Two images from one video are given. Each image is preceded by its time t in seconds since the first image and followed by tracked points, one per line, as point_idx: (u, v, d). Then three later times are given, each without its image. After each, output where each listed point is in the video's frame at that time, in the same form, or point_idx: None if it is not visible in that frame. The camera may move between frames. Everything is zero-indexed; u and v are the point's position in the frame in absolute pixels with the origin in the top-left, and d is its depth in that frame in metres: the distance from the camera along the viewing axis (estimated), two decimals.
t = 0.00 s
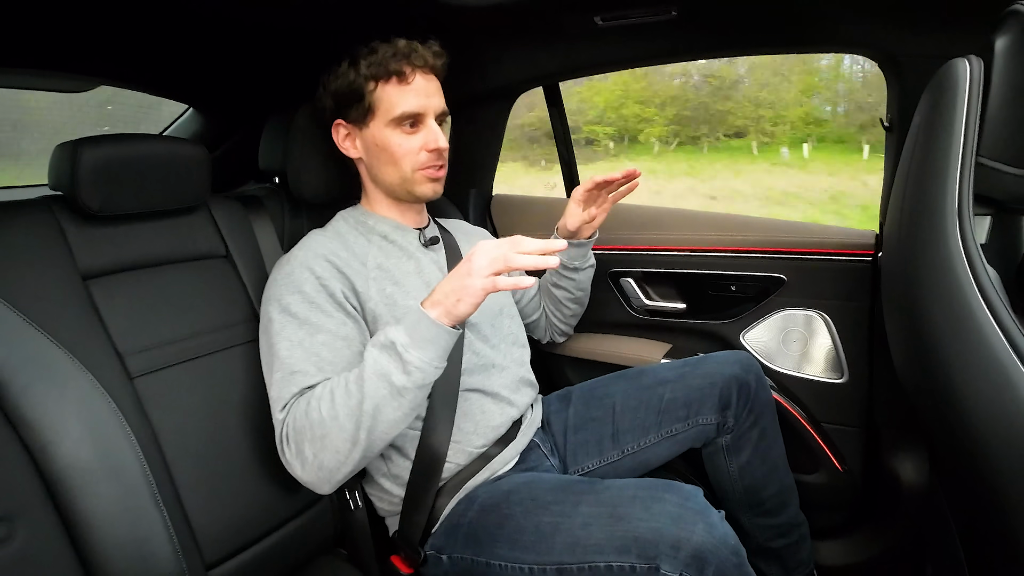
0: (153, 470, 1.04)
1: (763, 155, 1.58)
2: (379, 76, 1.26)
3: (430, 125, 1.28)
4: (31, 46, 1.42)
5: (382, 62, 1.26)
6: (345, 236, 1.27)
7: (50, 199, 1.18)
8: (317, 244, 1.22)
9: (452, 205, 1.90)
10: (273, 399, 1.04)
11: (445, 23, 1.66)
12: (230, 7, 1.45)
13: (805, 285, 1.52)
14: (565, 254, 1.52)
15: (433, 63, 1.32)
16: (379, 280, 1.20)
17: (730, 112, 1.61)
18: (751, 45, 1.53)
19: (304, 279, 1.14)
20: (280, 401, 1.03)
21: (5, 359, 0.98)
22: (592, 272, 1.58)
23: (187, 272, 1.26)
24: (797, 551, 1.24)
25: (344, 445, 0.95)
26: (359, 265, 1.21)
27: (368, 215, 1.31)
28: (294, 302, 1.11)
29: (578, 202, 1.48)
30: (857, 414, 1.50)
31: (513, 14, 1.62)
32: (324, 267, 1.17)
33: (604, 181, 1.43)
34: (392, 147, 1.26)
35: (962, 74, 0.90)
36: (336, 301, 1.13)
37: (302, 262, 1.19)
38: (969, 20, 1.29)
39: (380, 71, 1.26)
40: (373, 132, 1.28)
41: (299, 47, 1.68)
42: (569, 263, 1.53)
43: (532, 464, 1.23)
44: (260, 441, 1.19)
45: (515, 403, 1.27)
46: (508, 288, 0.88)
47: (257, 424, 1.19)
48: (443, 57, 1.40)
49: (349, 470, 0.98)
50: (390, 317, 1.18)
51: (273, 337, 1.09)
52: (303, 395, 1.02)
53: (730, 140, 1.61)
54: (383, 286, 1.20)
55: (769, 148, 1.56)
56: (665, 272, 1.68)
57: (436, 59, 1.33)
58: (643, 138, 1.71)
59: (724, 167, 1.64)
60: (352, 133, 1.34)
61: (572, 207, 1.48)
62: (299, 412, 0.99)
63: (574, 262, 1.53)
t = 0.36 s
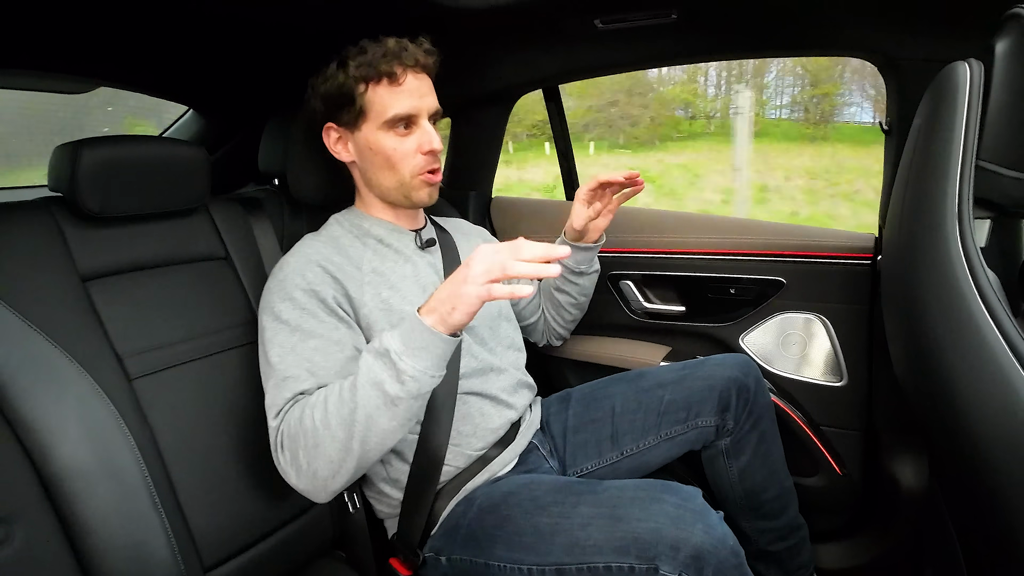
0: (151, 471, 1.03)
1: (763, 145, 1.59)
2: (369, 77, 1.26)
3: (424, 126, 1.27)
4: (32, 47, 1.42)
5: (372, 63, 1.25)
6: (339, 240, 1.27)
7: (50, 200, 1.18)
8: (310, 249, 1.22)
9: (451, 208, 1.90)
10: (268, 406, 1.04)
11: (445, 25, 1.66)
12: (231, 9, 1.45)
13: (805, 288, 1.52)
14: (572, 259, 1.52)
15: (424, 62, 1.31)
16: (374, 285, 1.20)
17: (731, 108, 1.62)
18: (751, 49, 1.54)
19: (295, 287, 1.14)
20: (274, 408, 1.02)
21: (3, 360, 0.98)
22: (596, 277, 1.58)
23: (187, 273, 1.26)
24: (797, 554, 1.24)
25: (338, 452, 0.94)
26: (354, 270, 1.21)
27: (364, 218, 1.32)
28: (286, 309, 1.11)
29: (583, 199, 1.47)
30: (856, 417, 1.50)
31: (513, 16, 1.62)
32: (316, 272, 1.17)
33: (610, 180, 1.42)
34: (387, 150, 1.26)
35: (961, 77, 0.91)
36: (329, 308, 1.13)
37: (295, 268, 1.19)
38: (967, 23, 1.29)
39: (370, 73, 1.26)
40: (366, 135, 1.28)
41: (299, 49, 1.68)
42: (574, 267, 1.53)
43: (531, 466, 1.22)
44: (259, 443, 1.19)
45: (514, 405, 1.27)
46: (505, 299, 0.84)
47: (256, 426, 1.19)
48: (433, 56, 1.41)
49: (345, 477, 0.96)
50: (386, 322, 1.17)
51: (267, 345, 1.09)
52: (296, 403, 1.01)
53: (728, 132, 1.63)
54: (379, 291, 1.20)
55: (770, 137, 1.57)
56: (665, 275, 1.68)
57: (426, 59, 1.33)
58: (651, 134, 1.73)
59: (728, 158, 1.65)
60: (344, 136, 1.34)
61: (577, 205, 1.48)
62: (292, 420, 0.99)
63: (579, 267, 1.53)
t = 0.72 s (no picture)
0: (152, 471, 1.04)
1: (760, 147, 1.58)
2: (373, 80, 1.26)
3: (427, 128, 1.28)
4: (32, 48, 1.42)
5: (376, 66, 1.25)
6: (342, 241, 1.27)
7: (50, 201, 1.18)
8: (314, 251, 1.22)
9: (451, 208, 1.90)
10: (274, 409, 1.03)
11: (445, 25, 1.66)
12: (230, 9, 1.45)
13: (805, 288, 1.52)
14: (573, 261, 1.52)
15: (428, 65, 1.31)
16: (377, 287, 1.20)
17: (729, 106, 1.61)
18: (751, 49, 1.53)
19: (302, 289, 1.14)
20: (281, 412, 1.02)
21: (4, 360, 0.98)
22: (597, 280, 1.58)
23: (187, 274, 1.26)
24: (798, 554, 1.24)
25: (351, 460, 0.95)
26: (357, 272, 1.21)
27: (367, 219, 1.31)
28: (292, 312, 1.11)
29: (588, 213, 1.49)
30: (857, 417, 1.50)
31: (513, 16, 1.62)
32: (322, 274, 1.16)
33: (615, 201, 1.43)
34: (390, 152, 1.26)
35: (961, 77, 0.90)
36: (335, 310, 1.13)
37: (300, 270, 1.18)
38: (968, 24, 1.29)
39: (373, 76, 1.25)
40: (370, 138, 1.28)
41: (298, 49, 1.68)
42: (576, 270, 1.52)
43: (532, 466, 1.22)
44: (260, 443, 1.19)
45: (516, 406, 1.27)
46: (540, 330, 0.85)
47: (256, 427, 1.19)
48: (435, 57, 1.39)
49: (355, 482, 0.97)
50: (389, 325, 1.18)
51: (272, 348, 1.08)
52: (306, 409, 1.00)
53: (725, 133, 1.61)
54: (382, 294, 1.20)
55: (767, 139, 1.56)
56: (666, 274, 1.68)
57: (430, 61, 1.33)
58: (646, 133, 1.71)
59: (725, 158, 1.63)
60: (347, 139, 1.34)
61: (581, 216, 1.50)
62: (303, 426, 0.98)
63: (581, 269, 1.53)
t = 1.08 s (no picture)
0: (153, 468, 1.04)
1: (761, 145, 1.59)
2: (369, 76, 1.25)
3: (425, 124, 1.28)
4: (31, 45, 1.42)
5: (371, 62, 1.24)
6: (344, 237, 1.27)
7: (50, 199, 1.18)
8: (316, 248, 1.21)
9: (451, 204, 1.90)
10: (280, 406, 1.03)
11: (445, 21, 1.66)
12: (230, 6, 1.45)
13: (805, 283, 1.52)
14: (573, 260, 1.52)
15: (424, 59, 1.30)
16: (379, 282, 1.20)
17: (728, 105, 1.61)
18: (751, 44, 1.53)
19: (305, 285, 1.14)
20: (286, 409, 1.02)
21: (6, 359, 0.98)
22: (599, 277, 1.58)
23: (187, 271, 1.26)
24: (800, 549, 1.24)
25: (361, 458, 0.95)
26: (360, 267, 1.21)
27: (368, 215, 1.31)
28: (295, 309, 1.11)
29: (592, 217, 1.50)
30: (857, 411, 1.50)
31: (512, 12, 1.62)
32: (324, 271, 1.16)
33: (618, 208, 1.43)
34: (389, 149, 1.26)
35: (963, 71, 0.90)
36: (338, 307, 1.12)
37: (302, 266, 1.18)
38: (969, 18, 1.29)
39: (370, 73, 1.25)
40: (368, 134, 1.28)
41: (298, 46, 1.68)
42: (578, 268, 1.52)
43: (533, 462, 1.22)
44: (262, 440, 1.19)
45: (518, 401, 1.27)
46: (558, 345, 0.88)
47: (257, 423, 1.19)
48: (431, 51, 1.38)
49: (363, 480, 0.97)
50: (392, 318, 1.18)
51: (275, 344, 1.08)
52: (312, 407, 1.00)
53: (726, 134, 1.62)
54: (384, 288, 1.20)
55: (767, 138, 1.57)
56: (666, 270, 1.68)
57: (426, 55, 1.31)
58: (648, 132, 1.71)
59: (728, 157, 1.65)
60: (345, 137, 1.34)
61: (585, 220, 1.50)
62: (309, 423, 0.98)
63: (581, 269, 1.53)
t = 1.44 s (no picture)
0: (153, 471, 1.04)
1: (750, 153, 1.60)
2: (352, 86, 1.24)
3: (411, 129, 1.26)
4: (31, 48, 1.42)
5: (351, 73, 1.23)
6: (341, 242, 1.27)
7: (50, 202, 1.18)
8: (312, 253, 1.21)
9: (451, 206, 1.90)
10: (274, 414, 1.03)
11: (444, 23, 1.66)
12: (229, 9, 1.45)
13: (804, 285, 1.52)
14: (568, 263, 1.52)
15: (406, 63, 1.29)
16: (375, 288, 1.20)
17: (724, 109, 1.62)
18: (750, 44, 1.53)
19: (300, 292, 1.13)
20: (280, 417, 1.02)
21: (6, 363, 0.98)
22: (596, 283, 1.57)
23: (186, 274, 1.26)
24: (799, 551, 1.24)
25: (351, 472, 0.95)
26: (356, 273, 1.21)
27: (366, 219, 1.31)
28: (290, 316, 1.11)
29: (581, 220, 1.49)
30: (856, 413, 1.50)
31: (511, 13, 1.62)
32: (320, 278, 1.16)
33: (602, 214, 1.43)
34: (377, 158, 1.25)
35: (960, 74, 0.90)
36: (332, 314, 1.12)
37: (298, 273, 1.18)
38: (968, 19, 1.29)
39: (352, 82, 1.24)
40: (356, 144, 1.27)
41: (297, 49, 1.68)
42: (573, 270, 1.52)
43: (532, 464, 1.23)
44: (261, 443, 1.19)
45: (517, 404, 1.27)
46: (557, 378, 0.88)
47: (257, 426, 1.19)
48: (415, 53, 1.36)
49: (354, 493, 0.98)
50: (389, 325, 1.18)
51: (270, 351, 1.08)
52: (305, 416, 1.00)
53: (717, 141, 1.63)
54: (380, 295, 1.20)
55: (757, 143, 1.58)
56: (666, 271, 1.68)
57: (407, 58, 1.30)
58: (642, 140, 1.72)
59: (721, 164, 1.65)
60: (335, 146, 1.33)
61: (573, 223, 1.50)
62: (300, 433, 0.98)
63: (576, 272, 1.52)
